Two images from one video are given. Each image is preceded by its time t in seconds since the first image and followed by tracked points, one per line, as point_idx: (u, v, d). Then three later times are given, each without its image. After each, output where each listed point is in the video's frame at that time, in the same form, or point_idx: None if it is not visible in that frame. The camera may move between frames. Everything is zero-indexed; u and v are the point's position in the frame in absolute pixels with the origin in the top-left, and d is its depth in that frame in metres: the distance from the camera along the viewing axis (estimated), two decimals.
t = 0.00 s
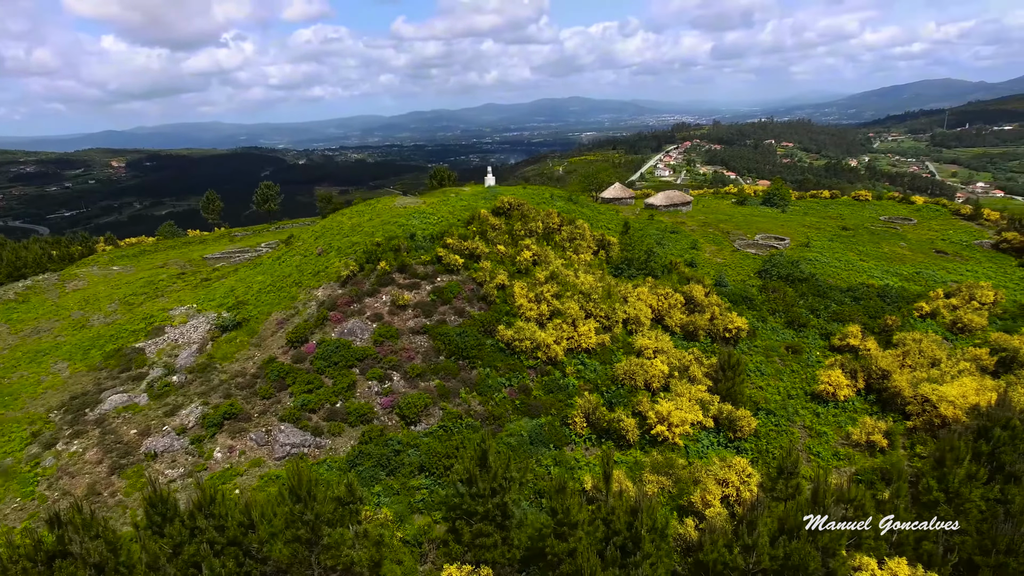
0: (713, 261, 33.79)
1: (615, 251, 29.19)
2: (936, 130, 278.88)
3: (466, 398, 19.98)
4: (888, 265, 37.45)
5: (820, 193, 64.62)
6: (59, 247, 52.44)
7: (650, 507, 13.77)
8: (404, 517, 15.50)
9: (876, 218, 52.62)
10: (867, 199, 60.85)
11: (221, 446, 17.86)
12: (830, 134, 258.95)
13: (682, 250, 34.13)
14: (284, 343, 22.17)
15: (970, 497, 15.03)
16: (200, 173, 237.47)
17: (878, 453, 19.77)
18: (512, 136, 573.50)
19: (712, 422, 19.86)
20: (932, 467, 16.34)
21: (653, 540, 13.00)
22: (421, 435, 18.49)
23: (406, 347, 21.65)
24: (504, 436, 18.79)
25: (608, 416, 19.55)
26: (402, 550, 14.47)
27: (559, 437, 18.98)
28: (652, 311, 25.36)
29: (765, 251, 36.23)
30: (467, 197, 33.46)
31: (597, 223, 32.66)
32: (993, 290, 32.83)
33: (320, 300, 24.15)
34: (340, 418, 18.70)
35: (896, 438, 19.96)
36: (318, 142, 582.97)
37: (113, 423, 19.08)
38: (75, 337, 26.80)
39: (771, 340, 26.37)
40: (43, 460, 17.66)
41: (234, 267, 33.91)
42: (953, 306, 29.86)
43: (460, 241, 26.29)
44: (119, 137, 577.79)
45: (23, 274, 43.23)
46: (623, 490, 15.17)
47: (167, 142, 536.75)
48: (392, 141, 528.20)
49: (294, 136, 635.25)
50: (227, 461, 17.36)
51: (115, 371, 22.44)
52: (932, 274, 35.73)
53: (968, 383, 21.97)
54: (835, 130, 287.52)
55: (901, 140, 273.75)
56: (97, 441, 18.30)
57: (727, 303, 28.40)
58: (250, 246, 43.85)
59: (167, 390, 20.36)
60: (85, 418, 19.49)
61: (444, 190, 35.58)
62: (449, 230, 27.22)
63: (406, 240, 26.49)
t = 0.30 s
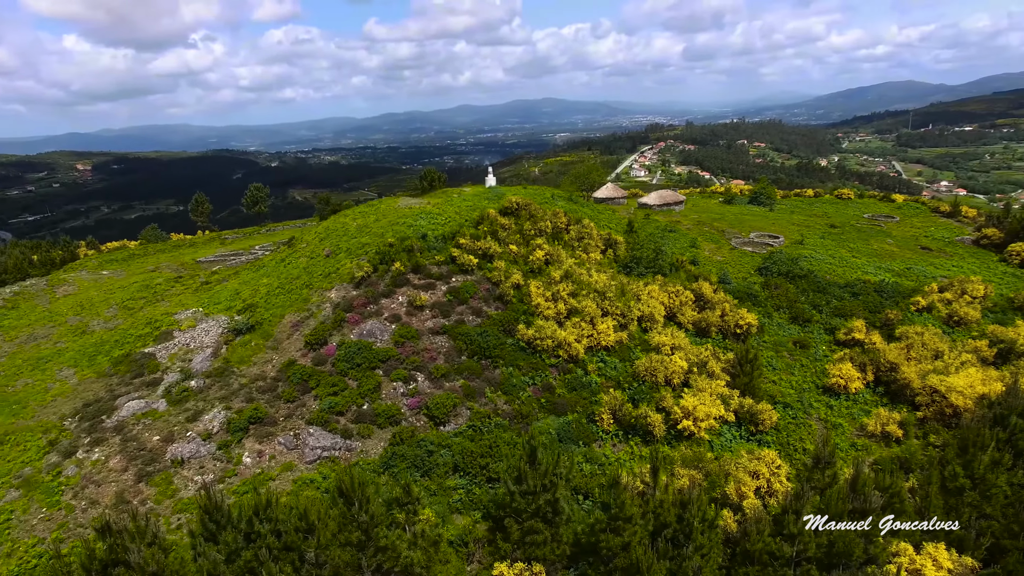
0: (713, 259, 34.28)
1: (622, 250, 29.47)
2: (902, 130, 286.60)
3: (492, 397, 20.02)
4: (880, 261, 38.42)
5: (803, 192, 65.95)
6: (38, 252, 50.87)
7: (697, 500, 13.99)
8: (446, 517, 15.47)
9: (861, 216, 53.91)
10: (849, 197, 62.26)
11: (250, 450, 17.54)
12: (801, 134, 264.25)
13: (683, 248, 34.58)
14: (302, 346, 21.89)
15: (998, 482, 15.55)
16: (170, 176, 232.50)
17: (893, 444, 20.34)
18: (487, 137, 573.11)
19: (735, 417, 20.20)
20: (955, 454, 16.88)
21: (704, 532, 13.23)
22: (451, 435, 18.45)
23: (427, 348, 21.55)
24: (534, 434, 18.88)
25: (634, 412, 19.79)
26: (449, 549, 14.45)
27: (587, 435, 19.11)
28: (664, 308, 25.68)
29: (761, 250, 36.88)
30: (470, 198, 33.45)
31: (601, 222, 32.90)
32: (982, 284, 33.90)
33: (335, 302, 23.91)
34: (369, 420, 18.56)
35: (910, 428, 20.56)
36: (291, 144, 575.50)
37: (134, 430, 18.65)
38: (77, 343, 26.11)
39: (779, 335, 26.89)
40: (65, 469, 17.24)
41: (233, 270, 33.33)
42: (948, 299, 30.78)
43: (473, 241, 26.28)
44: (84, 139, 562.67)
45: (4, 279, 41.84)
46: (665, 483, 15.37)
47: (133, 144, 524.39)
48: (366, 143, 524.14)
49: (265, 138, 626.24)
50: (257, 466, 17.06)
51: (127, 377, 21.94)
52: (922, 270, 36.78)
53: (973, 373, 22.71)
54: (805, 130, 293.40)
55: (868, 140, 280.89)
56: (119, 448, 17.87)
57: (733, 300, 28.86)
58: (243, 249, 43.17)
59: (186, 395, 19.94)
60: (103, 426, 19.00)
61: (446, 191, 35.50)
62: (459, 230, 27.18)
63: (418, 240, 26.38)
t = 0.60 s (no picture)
0: (714, 257, 34.76)
1: (628, 249, 29.75)
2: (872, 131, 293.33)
3: (517, 396, 20.08)
4: (872, 257, 39.31)
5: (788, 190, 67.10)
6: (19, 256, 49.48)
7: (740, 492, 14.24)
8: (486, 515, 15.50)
9: (847, 213, 55.09)
10: (833, 195, 63.55)
11: (278, 454, 17.29)
12: (776, 134, 268.73)
13: (684, 246, 34.99)
14: (321, 348, 21.66)
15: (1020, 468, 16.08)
16: (142, 178, 227.78)
17: (906, 434, 20.89)
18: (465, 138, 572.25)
19: (755, 411, 20.55)
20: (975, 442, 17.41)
21: (749, 522, 13.50)
22: (480, 435, 18.45)
23: (448, 348, 21.50)
24: (561, 432, 19.00)
25: (657, 408, 20.04)
26: (494, 546, 14.49)
27: (613, 431, 19.26)
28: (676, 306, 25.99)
29: (758, 248, 37.48)
30: (474, 197, 33.41)
31: (604, 221, 33.12)
32: (972, 278, 34.92)
33: (350, 303, 23.70)
34: (397, 421, 18.43)
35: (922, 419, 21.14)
36: (264, 145, 567.74)
37: (155, 435, 18.27)
38: (80, 349, 25.49)
39: (786, 330, 27.39)
40: (89, 477, 16.85)
41: (234, 273, 32.84)
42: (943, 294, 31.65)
43: (485, 241, 26.29)
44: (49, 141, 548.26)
45: None
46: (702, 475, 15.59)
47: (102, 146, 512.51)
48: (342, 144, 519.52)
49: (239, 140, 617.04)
50: (288, 470, 16.83)
51: (139, 383, 21.49)
52: (912, 265, 37.74)
53: (977, 366, 23.43)
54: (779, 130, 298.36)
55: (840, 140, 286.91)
56: (142, 454, 17.50)
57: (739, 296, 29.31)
58: (237, 252, 42.56)
59: (206, 399, 19.58)
60: (122, 432, 18.59)
61: (448, 191, 35.42)
62: (470, 231, 27.18)
63: (429, 240, 26.29)
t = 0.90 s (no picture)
0: (713, 254, 35.24)
1: (633, 247, 30.02)
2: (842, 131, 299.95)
3: (539, 394, 20.15)
4: (862, 253, 40.25)
5: (771, 189, 68.28)
6: None
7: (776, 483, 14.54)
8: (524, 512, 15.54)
9: (832, 211, 56.28)
10: (816, 193, 64.82)
11: (307, 457, 17.03)
12: (749, 134, 273.07)
13: (684, 244, 35.42)
14: (338, 349, 21.44)
15: None
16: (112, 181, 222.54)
17: (916, 425, 21.48)
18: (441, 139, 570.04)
19: (772, 405, 20.93)
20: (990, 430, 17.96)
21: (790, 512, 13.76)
22: (507, 433, 18.47)
23: (467, 348, 21.46)
24: (586, 429, 19.12)
25: (678, 404, 20.28)
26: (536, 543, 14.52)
27: (637, 427, 19.45)
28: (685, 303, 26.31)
29: (754, 246, 38.09)
30: (476, 198, 33.40)
31: (606, 220, 33.37)
32: (960, 273, 35.97)
33: (364, 304, 23.51)
34: (424, 421, 18.34)
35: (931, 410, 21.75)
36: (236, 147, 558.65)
37: (177, 441, 17.91)
38: (83, 354, 24.90)
39: (790, 326, 27.93)
40: (112, 485, 16.47)
41: (234, 276, 32.34)
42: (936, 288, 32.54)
43: (495, 241, 26.31)
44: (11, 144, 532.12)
45: None
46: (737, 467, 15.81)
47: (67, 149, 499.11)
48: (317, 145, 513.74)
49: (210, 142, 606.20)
50: (318, 473, 16.59)
51: (152, 388, 21.05)
52: (902, 261, 38.74)
53: (977, 358, 24.17)
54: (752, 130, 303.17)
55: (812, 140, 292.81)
56: (166, 461, 17.14)
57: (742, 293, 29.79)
58: (230, 254, 41.91)
59: (225, 404, 19.25)
60: (141, 438, 18.18)
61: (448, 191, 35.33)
62: (479, 231, 27.17)
63: (440, 241, 26.22)
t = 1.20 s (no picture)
0: (713, 252, 35.76)
1: (639, 246, 30.36)
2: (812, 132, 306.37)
3: (565, 393, 20.28)
4: (853, 250, 41.19)
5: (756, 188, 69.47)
6: None
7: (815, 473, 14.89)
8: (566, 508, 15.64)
9: (817, 209, 57.47)
10: (800, 192, 66.13)
11: (341, 460, 16.84)
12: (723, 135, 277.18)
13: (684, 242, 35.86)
14: (359, 351, 21.26)
15: None
16: (79, 185, 216.68)
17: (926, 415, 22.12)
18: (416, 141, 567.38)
19: (790, 398, 21.35)
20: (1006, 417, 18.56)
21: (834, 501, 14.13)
22: (538, 431, 18.54)
23: (489, 347, 21.48)
24: (614, 426, 19.31)
25: (700, 400, 20.58)
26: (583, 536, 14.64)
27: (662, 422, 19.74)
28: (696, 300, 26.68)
29: (751, 244, 38.74)
30: (481, 198, 33.40)
31: (610, 219, 33.64)
32: (950, 268, 37.05)
33: (381, 306, 23.35)
34: (455, 421, 18.30)
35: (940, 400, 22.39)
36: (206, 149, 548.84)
37: (203, 446, 17.56)
38: (89, 361, 24.30)
39: (795, 321, 28.50)
40: (142, 492, 16.11)
41: (236, 280, 31.85)
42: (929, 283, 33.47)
43: (508, 241, 26.36)
44: None
45: None
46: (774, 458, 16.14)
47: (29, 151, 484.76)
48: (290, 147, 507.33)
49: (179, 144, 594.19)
50: (354, 475, 16.42)
51: (169, 394, 20.61)
52: (892, 257, 39.75)
53: (978, 350, 24.97)
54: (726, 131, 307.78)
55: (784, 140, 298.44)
56: (195, 467, 16.80)
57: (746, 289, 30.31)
58: (224, 257, 41.22)
59: (249, 408, 18.93)
60: (165, 445, 17.81)
61: (450, 192, 35.24)
62: (491, 231, 27.20)
63: (452, 241, 26.17)
